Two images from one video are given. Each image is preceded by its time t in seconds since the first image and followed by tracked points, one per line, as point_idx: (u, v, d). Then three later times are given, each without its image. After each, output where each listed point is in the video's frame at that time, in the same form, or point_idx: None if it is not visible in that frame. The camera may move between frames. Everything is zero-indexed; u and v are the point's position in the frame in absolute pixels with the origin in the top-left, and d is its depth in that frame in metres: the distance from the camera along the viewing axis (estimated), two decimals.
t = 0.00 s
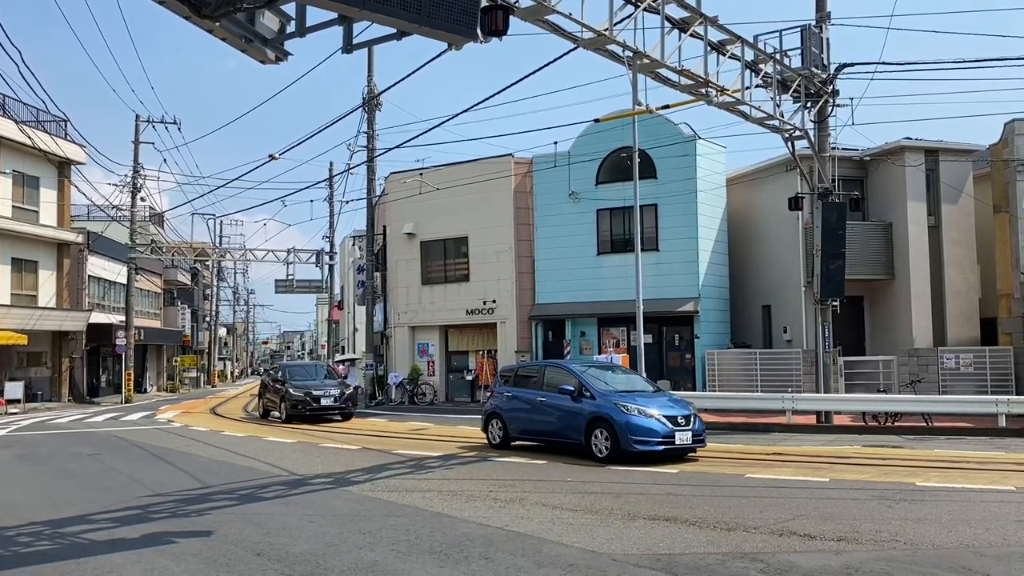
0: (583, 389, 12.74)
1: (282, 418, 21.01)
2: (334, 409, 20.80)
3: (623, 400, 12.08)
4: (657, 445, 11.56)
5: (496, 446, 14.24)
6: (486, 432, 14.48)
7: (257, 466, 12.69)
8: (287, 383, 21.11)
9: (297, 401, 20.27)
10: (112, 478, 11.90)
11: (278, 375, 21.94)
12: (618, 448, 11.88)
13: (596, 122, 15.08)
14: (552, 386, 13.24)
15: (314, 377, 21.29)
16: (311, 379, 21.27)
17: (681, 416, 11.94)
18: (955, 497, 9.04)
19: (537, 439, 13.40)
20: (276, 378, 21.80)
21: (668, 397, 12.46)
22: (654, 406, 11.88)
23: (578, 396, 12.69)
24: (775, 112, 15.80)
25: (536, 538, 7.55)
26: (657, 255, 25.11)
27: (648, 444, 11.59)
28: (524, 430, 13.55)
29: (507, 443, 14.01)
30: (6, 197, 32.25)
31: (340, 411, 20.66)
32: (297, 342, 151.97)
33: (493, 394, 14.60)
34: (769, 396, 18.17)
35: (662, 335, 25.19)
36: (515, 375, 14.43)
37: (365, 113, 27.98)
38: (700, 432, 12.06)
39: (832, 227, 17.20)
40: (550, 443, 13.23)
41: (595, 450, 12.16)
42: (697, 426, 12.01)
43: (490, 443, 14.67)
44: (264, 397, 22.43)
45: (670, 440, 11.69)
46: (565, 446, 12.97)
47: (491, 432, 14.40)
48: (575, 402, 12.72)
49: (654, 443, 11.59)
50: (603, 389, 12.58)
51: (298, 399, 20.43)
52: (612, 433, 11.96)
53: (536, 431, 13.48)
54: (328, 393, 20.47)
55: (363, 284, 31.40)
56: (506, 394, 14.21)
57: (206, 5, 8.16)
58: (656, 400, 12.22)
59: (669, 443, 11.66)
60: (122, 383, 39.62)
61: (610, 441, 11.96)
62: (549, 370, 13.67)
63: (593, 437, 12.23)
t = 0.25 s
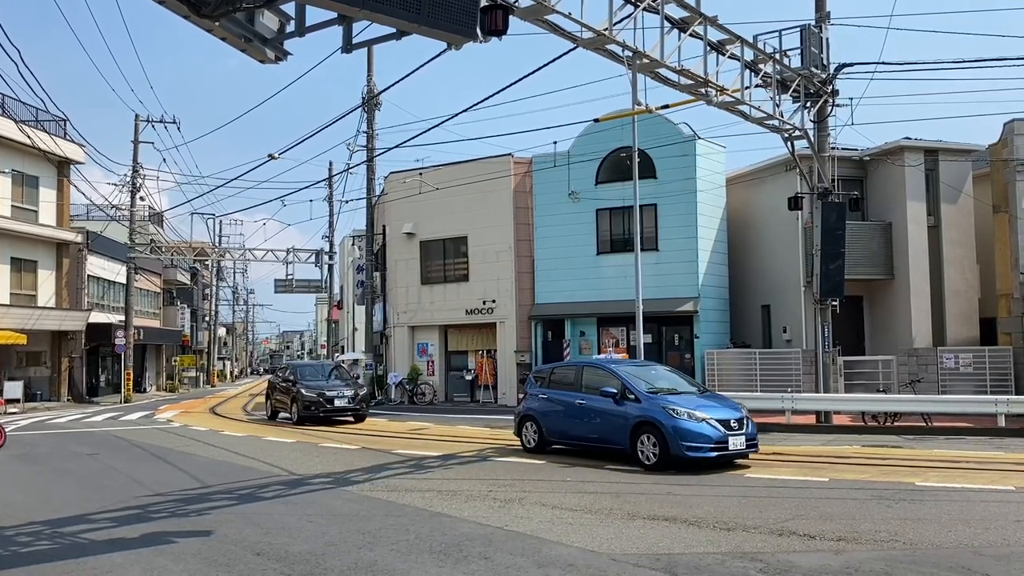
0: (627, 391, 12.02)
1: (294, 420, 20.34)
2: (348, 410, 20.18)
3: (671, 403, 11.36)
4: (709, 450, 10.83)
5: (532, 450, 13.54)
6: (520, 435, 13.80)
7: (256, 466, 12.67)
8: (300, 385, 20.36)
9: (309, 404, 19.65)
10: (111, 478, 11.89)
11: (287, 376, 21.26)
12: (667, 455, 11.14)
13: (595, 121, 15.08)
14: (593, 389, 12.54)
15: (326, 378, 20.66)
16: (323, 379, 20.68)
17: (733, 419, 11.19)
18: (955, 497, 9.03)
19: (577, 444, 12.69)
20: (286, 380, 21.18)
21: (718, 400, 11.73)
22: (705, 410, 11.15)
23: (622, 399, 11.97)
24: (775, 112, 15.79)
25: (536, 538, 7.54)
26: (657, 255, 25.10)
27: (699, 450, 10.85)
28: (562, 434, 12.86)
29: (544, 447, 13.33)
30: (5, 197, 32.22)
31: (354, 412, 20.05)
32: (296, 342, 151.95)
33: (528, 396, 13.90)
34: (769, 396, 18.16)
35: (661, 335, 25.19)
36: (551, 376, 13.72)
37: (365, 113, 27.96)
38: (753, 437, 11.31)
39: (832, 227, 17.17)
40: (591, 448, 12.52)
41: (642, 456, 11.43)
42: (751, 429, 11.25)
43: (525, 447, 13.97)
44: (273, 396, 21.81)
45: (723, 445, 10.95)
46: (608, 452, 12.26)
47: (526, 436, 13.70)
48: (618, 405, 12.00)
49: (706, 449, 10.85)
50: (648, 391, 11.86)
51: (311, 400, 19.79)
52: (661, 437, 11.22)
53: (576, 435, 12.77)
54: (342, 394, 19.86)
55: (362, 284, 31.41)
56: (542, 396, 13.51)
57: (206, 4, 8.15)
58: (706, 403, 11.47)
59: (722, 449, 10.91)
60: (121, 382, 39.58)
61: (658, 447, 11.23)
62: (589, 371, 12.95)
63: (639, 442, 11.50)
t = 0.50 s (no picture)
0: (669, 394, 11.27)
1: (306, 422, 19.67)
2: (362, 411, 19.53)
3: (718, 407, 10.63)
4: (760, 459, 10.15)
5: (564, 454, 12.80)
6: (552, 437, 13.05)
7: (255, 466, 12.67)
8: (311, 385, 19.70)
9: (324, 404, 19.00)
10: (110, 478, 11.89)
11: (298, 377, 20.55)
12: (715, 462, 10.45)
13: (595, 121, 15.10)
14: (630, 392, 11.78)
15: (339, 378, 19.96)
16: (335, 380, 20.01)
17: (784, 425, 10.52)
18: (954, 497, 9.04)
19: (613, 448, 11.96)
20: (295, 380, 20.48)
21: (765, 403, 11.03)
22: (755, 415, 10.44)
23: (663, 402, 11.22)
24: (774, 112, 15.80)
25: (535, 537, 7.54)
26: (656, 255, 25.11)
27: (751, 458, 10.18)
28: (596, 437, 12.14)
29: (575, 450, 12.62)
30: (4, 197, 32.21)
31: (369, 414, 19.42)
32: (296, 342, 151.95)
33: (558, 396, 13.11)
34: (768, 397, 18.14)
35: (661, 335, 25.19)
36: (582, 375, 12.94)
37: (364, 113, 27.95)
38: (804, 443, 10.65)
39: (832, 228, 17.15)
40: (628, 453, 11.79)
41: (687, 463, 10.73)
42: (802, 435, 10.59)
43: (555, 449, 13.24)
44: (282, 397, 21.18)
45: (775, 453, 10.28)
46: (646, 457, 11.56)
47: (557, 438, 12.95)
48: (659, 409, 11.25)
49: (758, 458, 10.17)
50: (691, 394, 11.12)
51: (325, 400, 19.11)
52: (708, 444, 10.50)
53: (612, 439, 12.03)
54: (357, 395, 19.21)
55: (361, 284, 31.42)
56: (574, 397, 12.72)
57: (205, 4, 8.15)
58: (754, 406, 10.78)
59: (774, 457, 10.25)
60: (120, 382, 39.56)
61: (704, 454, 10.52)
62: (625, 371, 12.17)
63: (683, 448, 10.80)
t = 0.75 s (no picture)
0: (707, 396, 10.74)
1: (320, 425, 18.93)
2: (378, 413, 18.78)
3: (760, 409, 10.10)
4: (807, 463, 9.61)
5: (593, 458, 12.24)
6: (579, 441, 12.50)
7: (255, 466, 12.68)
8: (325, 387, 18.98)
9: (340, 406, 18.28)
10: (110, 478, 11.90)
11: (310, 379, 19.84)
12: (759, 468, 9.89)
13: (594, 121, 15.11)
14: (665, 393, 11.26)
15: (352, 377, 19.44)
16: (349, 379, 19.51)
17: (830, 428, 9.98)
18: (954, 497, 9.04)
19: (646, 452, 11.40)
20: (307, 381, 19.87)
21: (807, 405, 10.49)
22: (799, 417, 9.91)
23: (701, 404, 10.69)
24: (774, 112, 15.81)
25: (535, 538, 7.54)
26: (656, 255, 25.11)
27: (797, 462, 9.63)
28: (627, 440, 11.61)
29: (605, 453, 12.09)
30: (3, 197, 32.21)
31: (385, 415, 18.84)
32: (295, 342, 151.95)
33: (586, 399, 12.55)
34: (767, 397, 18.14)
35: (661, 335, 25.19)
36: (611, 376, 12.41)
37: (364, 113, 27.96)
38: (850, 446, 10.11)
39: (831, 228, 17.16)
40: (663, 457, 11.23)
41: (727, 468, 10.18)
42: (850, 438, 10.04)
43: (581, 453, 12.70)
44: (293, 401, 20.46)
45: (822, 457, 9.74)
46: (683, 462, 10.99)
47: (585, 442, 12.39)
48: (696, 411, 10.72)
49: (805, 462, 9.63)
50: (730, 395, 10.59)
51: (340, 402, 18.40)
52: (751, 448, 9.95)
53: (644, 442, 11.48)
54: (373, 396, 18.64)
55: (361, 284, 31.44)
56: (604, 399, 12.17)
57: (205, 4, 8.14)
58: (797, 408, 10.25)
59: (821, 461, 9.71)
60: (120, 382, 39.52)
61: (747, 459, 9.97)
62: (659, 372, 11.63)
63: (723, 452, 10.25)
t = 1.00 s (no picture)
0: (741, 398, 10.31)
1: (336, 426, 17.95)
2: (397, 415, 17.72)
3: (799, 412, 9.69)
4: (849, 469, 9.21)
5: (618, 462, 11.79)
6: (603, 444, 12.06)
7: (255, 466, 12.68)
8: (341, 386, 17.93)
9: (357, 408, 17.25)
10: (109, 478, 11.90)
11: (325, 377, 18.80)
12: (798, 473, 9.49)
13: (594, 121, 15.11)
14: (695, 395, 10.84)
15: (370, 377, 18.31)
16: (366, 378, 18.41)
17: (871, 431, 9.60)
18: (953, 498, 9.04)
19: (676, 457, 10.96)
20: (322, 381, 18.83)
21: (845, 407, 10.11)
22: (839, 420, 9.51)
23: (735, 407, 10.27)
24: (774, 112, 15.82)
25: (535, 538, 7.55)
26: (656, 255, 25.11)
27: (838, 467, 9.23)
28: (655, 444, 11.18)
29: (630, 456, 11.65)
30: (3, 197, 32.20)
31: (404, 418, 17.73)
32: (295, 342, 151.93)
33: (610, 401, 12.11)
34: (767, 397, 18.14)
35: (661, 335, 25.20)
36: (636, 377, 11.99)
37: (364, 113, 27.97)
38: (890, 450, 9.74)
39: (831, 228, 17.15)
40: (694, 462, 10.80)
41: (766, 474, 9.75)
42: (890, 441, 9.66)
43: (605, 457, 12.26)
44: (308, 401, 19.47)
45: (863, 462, 9.35)
46: (715, 466, 10.56)
47: (609, 445, 11.94)
48: (729, 414, 10.30)
49: (847, 467, 9.23)
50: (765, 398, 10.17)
51: (358, 404, 17.37)
52: (789, 453, 9.55)
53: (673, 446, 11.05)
54: (392, 397, 17.56)
55: (361, 284, 31.46)
56: (630, 401, 11.74)
57: (205, 4, 8.14)
58: (836, 410, 9.85)
59: (863, 466, 9.32)
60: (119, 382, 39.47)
61: (786, 464, 9.56)
62: (688, 373, 11.20)
63: (761, 457, 9.83)
